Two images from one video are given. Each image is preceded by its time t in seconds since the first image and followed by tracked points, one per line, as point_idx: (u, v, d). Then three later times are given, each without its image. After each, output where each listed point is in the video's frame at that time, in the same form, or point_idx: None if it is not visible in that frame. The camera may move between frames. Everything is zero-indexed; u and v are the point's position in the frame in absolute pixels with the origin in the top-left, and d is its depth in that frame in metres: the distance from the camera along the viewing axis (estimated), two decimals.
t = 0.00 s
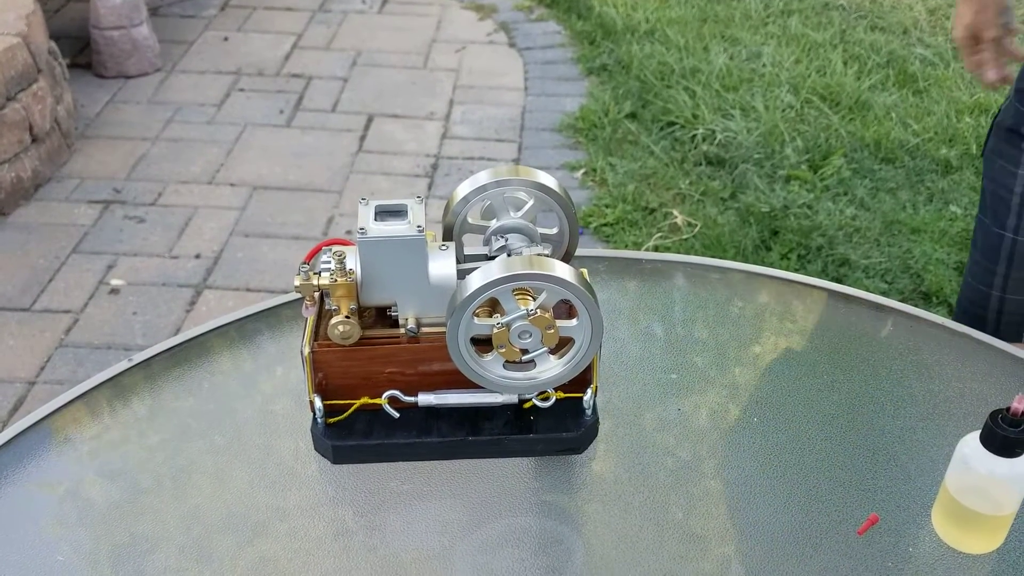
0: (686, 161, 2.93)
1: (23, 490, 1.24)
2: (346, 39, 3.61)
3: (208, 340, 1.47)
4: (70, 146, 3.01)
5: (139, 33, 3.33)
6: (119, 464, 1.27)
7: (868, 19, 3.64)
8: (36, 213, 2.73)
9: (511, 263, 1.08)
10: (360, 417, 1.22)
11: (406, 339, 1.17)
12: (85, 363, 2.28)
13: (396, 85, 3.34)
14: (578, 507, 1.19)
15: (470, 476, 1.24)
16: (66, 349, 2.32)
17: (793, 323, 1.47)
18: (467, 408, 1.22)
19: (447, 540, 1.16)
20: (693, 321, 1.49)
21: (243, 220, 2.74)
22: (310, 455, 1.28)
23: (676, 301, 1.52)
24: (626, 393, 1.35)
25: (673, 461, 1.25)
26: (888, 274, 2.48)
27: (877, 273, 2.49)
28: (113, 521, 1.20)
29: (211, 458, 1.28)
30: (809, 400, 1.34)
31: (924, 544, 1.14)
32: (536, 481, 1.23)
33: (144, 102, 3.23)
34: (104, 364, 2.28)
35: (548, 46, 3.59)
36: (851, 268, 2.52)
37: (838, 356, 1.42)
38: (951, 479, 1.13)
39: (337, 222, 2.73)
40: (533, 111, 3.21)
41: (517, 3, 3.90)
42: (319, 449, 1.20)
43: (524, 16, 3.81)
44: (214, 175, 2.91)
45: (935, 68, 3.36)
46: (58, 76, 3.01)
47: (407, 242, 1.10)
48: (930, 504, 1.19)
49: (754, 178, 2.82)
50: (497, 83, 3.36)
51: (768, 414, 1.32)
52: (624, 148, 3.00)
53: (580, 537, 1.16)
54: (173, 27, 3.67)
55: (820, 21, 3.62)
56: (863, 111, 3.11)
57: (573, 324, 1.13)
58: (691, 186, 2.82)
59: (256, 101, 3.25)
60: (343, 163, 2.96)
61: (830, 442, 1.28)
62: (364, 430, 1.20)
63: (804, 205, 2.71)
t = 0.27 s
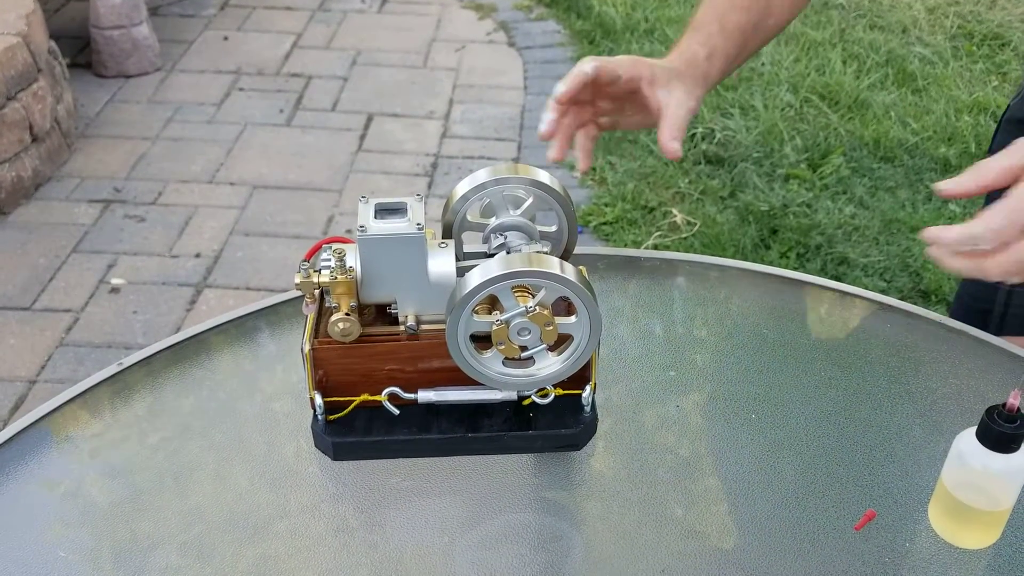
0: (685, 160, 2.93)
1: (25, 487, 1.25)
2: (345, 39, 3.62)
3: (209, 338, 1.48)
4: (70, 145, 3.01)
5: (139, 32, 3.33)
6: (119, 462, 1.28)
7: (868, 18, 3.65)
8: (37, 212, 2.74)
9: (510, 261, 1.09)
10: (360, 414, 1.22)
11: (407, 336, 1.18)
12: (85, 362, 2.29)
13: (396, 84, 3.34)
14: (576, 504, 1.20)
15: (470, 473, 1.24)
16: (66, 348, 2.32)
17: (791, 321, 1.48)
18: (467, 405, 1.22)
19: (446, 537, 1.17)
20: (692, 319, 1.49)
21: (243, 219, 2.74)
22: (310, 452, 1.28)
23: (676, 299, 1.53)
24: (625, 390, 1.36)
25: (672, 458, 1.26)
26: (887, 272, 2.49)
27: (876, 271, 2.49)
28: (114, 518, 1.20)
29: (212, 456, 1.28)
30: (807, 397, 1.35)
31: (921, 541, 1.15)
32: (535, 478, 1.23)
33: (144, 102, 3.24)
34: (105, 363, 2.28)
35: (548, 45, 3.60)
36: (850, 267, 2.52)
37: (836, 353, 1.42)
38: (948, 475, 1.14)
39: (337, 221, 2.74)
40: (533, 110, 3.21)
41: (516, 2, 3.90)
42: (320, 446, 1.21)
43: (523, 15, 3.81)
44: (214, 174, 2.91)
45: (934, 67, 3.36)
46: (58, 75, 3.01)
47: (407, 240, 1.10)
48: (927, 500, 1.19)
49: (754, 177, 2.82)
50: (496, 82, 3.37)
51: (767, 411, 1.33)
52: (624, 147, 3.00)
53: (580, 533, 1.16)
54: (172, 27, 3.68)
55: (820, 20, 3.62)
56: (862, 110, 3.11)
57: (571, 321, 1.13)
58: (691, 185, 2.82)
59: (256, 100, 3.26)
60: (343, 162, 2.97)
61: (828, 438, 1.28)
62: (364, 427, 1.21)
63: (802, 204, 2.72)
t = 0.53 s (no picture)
0: (685, 159, 2.93)
1: (25, 485, 1.25)
2: (345, 38, 3.62)
3: (209, 337, 1.48)
4: (70, 145, 3.01)
5: (139, 32, 3.34)
6: (119, 461, 1.28)
7: (867, 17, 3.65)
8: (37, 212, 2.74)
9: (509, 259, 1.09)
10: (360, 411, 1.23)
11: (406, 334, 1.18)
12: (85, 361, 2.29)
13: (396, 83, 3.35)
14: (575, 501, 1.20)
15: (470, 471, 1.25)
16: (66, 347, 2.33)
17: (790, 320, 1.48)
18: (467, 402, 1.23)
19: (446, 533, 1.17)
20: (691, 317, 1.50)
21: (243, 218, 2.75)
22: (310, 450, 1.29)
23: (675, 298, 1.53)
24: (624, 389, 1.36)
25: (671, 456, 1.26)
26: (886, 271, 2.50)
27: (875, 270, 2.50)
28: (114, 516, 1.21)
29: (212, 454, 1.29)
30: (805, 395, 1.36)
31: (919, 538, 1.15)
32: (534, 475, 1.24)
33: (144, 101, 3.24)
34: (105, 362, 2.29)
35: (547, 45, 3.60)
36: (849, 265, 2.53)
37: (835, 352, 1.43)
38: (945, 471, 1.14)
39: (337, 220, 2.74)
40: (532, 110, 3.22)
41: (516, 1, 3.91)
42: (320, 444, 1.21)
43: (523, 14, 3.82)
44: (214, 174, 2.92)
45: (934, 66, 3.36)
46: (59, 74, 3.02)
47: (407, 238, 1.11)
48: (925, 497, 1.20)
49: (753, 176, 2.83)
50: (496, 81, 3.37)
51: (766, 410, 1.33)
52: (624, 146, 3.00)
53: (579, 530, 1.17)
54: (172, 26, 3.68)
55: (819, 19, 3.62)
56: (862, 109, 3.12)
57: (570, 318, 1.13)
58: (690, 184, 2.82)
59: (256, 100, 3.26)
60: (343, 161, 2.97)
61: (826, 436, 1.29)
62: (364, 424, 1.21)
63: (802, 204, 2.72)
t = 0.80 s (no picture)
0: (685, 159, 2.94)
1: (26, 485, 1.26)
2: (345, 39, 3.62)
3: (208, 337, 1.49)
4: (70, 145, 3.02)
5: (139, 32, 3.34)
6: (119, 461, 1.28)
7: (867, 18, 3.66)
8: (37, 212, 2.75)
9: (507, 258, 1.10)
10: (359, 410, 1.23)
11: (405, 333, 1.18)
12: (86, 360, 2.30)
13: (395, 84, 3.35)
14: (574, 499, 1.21)
15: (469, 469, 1.25)
16: (67, 347, 2.33)
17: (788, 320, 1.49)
18: (465, 401, 1.23)
19: (445, 531, 1.18)
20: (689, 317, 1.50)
21: (243, 218, 2.75)
22: (310, 450, 1.29)
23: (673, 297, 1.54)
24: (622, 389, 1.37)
25: (668, 455, 1.27)
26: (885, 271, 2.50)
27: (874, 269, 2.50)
28: (115, 515, 1.21)
29: (212, 453, 1.29)
30: (802, 395, 1.36)
31: (915, 536, 1.16)
32: (533, 474, 1.25)
33: (144, 101, 3.24)
34: (105, 362, 2.29)
35: (547, 45, 3.61)
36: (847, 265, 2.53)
37: (830, 351, 1.43)
38: (941, 469, 1.15)
39: (337, 220, 2.75)
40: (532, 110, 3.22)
41: (516, 2, 3.91)
42: (319, 442, 1.22)
43: (523, 14, 3.82)
44: (215, 174, 2.92)
45: (933, 67, 3.37)
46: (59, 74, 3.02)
47: (406, 238, 1.11)
48: (920, 496, 1.20)
49: (753, 177, 2.83)
50: (496, 81, 3.37)
51: (764, 409, 1.33)
52: (624, 146, 3.01)
53: (577, 529, 1.17)
54: (172, 26, 3.69)
55: (819, 20, 3.63)
56: (862, 110, 3.12)
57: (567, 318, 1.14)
58: (690, 184, 2.83)
59: (256, 100, 3.27)
60: (343, 161, 2.98)
61: (823, 434, 1.29)
62: (363, 423, 1.22)
63: (802, 204, 2.73)
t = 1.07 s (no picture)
0: (684, 158, 2.94)
1: (27, 483, 1.26)
2: (345, 38, 3.63)
3: (208, 335, 1.49)
4: (70, 144, 3.02)
5: (139, 32, 3.34)
6: (119, 459, 1.29)
7: (867, 17, 3.66)
8: (38, 211, 2.75)
9: (507, 256, 1.10)
10: (360, 407, 1.23)
11: (406, 330, 1.19)
12: (86, 359, 2.30)
13: (395, 83, 3.35)
14: (574, 496, 1.21)
15: (469, 466, 1.26)
16: (67, 346, 2.33)
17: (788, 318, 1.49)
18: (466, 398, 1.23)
19: (445, 528, 1.18)
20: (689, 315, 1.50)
21: (243, 217, 2.75)
22: (310, 447, 1.30)
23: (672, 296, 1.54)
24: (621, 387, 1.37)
25: (667, 452, 1.27)
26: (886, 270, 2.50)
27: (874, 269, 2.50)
28: (115, 512, 1.21)
29: (212, 451, 1.29)
30: (802, 393, 1.36)
31: (913, 532, 1.16)
32: (533, 471, 1.25)
33: (144, 101, 3.24)
34: (105, 361, 2.29)
35: (547, 45, 3.61)
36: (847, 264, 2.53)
37: (830, 348, 1.44)
38: (941, 466, 1.15)
39: (336, 219, 2.75)
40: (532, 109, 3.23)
41: (516, 2, 3.92)
42: (320, 439, 1.22)
43: (523, 14, 3.82)
44: (215, 173, 2.92)
45: (933, 66, 3.37)
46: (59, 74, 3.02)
47: (406, 235, 1.12)
48: (920, 492, 1.21)
49: (753, 176, 2.84)
50: (496, 81, 3.37)
51: (763, 407, 1.34)
52: (624, 146, 3.01)
53: (576, 525, 1.17)
54: (172, 26, 3.69)
55: (819, 19, 3.63)
56: (861, 109, 3.13)
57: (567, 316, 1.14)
58: (690, 184, 2.83)
59: (256, 100, 3.27)
60: (343, 161, 2.98)
61: (822, 431, 1.29)
62: (364, 420, 1.21)
63: (802, 203, 2.73)
